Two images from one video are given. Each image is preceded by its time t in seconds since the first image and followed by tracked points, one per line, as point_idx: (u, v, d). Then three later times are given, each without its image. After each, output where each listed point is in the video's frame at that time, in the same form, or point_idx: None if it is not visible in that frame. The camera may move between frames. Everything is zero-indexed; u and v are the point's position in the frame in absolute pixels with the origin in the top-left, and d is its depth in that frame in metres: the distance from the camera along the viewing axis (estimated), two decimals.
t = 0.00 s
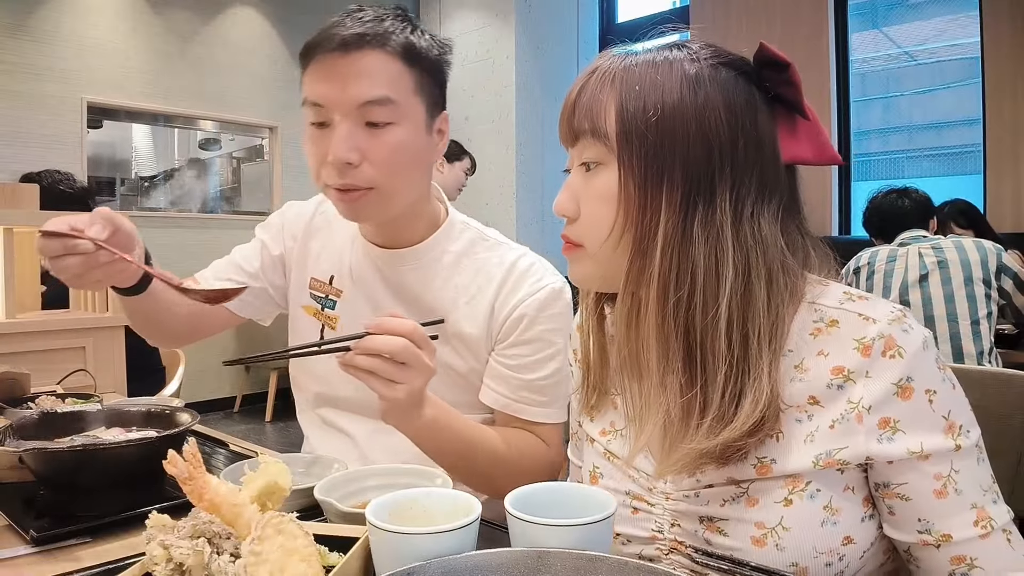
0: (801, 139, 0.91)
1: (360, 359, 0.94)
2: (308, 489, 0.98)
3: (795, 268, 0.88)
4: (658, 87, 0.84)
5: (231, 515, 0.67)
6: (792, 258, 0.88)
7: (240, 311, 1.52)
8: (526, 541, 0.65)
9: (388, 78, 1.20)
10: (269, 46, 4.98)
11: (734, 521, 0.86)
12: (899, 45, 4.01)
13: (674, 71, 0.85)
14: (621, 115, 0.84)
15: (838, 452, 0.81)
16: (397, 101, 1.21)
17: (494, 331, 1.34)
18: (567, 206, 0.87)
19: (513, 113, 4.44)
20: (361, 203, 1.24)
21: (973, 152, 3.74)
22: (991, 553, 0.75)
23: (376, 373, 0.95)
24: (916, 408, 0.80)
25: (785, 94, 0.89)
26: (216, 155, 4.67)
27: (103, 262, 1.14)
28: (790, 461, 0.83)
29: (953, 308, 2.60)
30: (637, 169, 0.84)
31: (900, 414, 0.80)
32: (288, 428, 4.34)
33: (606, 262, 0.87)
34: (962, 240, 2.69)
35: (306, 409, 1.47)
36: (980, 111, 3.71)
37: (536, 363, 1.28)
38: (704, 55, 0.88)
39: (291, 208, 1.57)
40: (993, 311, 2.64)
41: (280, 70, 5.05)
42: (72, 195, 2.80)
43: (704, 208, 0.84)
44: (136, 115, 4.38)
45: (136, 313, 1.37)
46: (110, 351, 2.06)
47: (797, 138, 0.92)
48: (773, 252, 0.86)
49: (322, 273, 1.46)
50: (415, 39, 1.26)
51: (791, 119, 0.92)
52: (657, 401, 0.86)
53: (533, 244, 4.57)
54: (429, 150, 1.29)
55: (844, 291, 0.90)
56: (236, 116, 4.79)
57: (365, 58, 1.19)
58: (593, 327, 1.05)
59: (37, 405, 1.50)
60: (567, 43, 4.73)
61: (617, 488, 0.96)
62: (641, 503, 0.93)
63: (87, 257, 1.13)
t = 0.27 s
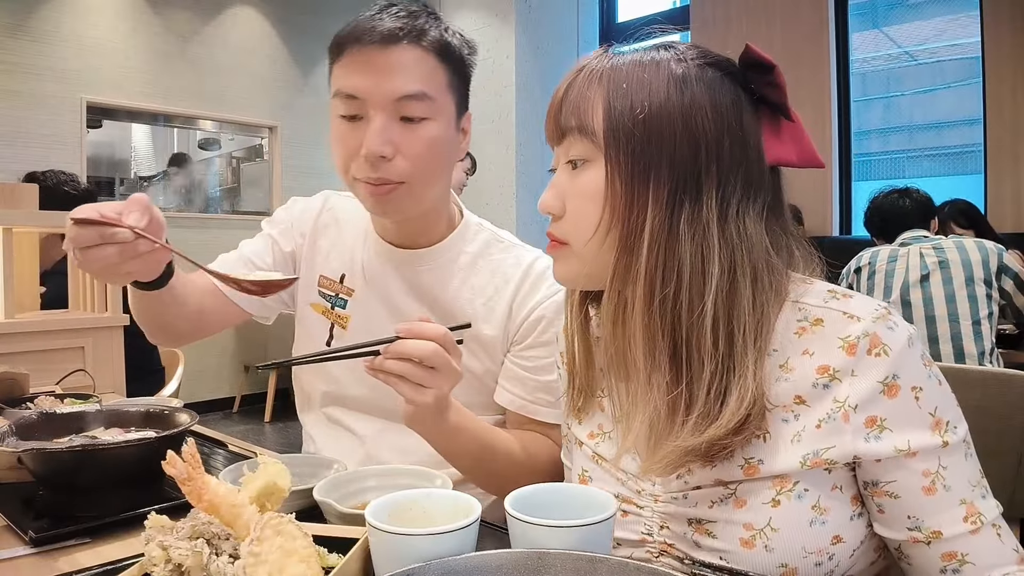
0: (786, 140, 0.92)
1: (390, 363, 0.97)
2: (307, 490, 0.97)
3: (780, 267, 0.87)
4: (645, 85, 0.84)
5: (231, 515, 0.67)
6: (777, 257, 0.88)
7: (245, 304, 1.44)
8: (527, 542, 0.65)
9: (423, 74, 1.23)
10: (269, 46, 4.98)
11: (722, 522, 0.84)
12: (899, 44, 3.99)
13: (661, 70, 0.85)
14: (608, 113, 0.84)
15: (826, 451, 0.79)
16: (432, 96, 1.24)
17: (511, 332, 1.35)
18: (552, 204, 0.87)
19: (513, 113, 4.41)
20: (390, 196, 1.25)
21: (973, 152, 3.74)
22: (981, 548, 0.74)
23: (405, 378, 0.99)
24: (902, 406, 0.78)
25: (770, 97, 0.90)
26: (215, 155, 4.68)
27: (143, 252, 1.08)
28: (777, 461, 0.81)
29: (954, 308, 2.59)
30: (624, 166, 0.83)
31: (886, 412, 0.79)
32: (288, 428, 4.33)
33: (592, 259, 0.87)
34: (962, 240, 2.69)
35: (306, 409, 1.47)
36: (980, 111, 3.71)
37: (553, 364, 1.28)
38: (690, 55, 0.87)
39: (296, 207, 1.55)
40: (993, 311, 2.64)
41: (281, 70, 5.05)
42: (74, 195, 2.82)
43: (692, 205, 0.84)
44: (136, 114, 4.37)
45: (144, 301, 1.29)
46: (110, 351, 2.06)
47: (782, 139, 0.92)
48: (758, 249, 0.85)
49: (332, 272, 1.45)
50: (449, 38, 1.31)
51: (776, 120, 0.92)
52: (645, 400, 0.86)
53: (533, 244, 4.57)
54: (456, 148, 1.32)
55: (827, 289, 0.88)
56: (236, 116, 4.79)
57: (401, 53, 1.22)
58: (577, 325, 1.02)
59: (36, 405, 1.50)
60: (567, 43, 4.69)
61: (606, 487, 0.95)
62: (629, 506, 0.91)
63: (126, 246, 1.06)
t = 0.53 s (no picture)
0: (770, 143, 0.92)
1: (414, 365, 1.00)
2: (307, 490, 0.97)
3: (766, 266, 0.87)
4: (635, 85, 0.83)
5: (231, 515, 0.67)
6: (764, 257, 0.87)
7: (259, 302, 1.39)
8: (526, 542, 0.65)
9: (457, 70, 1.25)
10: (270, 46, 4.98)
11: (711, 524, 0.83)
12: (899, 44, 3.98)
13: (650, 71, 0.84)
14: (597, 111, 0.83)
15: (814, 452, 0.79)
16: (465, 93, 1.26)
17: (529, 333, 1.40)
18: (540, 203, 0.86)
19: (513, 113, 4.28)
20: (423, 192, 1.26)
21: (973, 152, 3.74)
22: (971, 544, 0.74)
23: (429, 379, 1.02)
24: (890, 405, 0.78)
25: (756, 100, 0.90)
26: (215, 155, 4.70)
27: (199, 245, 0.97)
28: (766, 462, 0.80)
29: (954, 308, 2.59)
30: (612, 165, 0.82)
31: (875, 411, 0.78)
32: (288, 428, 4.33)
33: (580, 260, 0.85)
34: (962, 240, 2.69)
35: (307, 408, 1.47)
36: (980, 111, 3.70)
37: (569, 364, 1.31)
38: (677, 57, 0.87)
39: (304, 203, 1.51)
40: (993, 311, 2.64)
41: (281, 70, 5.05)
42: (84, 197, 2.82)
43: (681, 204, 0.83)
44: (136, 114, 4.37)
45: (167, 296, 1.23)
46: (110, 352, 2.06)
47: (766, 142, 0.92)
48: (746, 248, 0.85)
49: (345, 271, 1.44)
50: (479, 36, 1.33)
51: (760, 122, 0.92)
52: (634, 402, 0.84)
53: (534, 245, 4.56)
54: (482, 147, 1.35)
55: (813, 289, 0.88)
56: (236, 116, 4.80)
57: (434, 49, 1.23)
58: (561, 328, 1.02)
59: (36, 405, 1.50)
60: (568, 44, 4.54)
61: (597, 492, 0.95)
62: (620, 509, 0.90)
63: (180, 240, 0.96)
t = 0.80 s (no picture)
0: (758, 144, 0.91)
1: (423, 372, 1.01)
2: (306, 489, 0.97)
3: (760, 265, 0.87)
4: (629, 85, 0.83)
5: (231, 515, 0.67)
6: (759, 257, 0.87)
7: (270, 300, 1.38)
8: (526, 542, 0.65)
9: (478, 70, 1.25)
10: (269, 46, 4.98)
11: (708, 528, 0.83)
12: (899, 44, 3.97)
13: (644, 72, 0.84)
14: (592, 110, 0.83)
15: (810, 454, 0.78)
16: (487, 92, 1.26)
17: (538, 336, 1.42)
18: (534, 205, 0.86)
19: (513, 113, 4.34)
20: (444, 194, 1.27)
21: (974, 152, 3.73)
22: (970, 542, 0.74)
23: (438, 387, 1.02)
24: (885, 405, 0.78)
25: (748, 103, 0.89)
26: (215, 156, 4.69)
27: (249, 246, 0.95)
28: (761, 465, 0.80)
29: (954, 308, 2.59)
30: (608, 166, 0.82)
31: (870, 412, 0.78)
32: (288, 428, 4.33)
33: (576, 262, 0.85)
34: (963, 240, 2.69)
35: (307, 408, 1.47)
36: (981, 111, 3.70)
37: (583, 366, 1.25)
38: (670, 57, 0.87)
39: (310, 202, 1.50)
40: (994, 312, 2.64)
41: (281, 70, 5.04)
42: (84, 197, 2.81)
43: (678, 204, 0.83)
44: (135, 114, 4.38)
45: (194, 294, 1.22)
46: (109, 351, 2.06)
47: (756, 144, 0.91)
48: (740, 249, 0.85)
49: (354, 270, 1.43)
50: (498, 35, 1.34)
51: (750, 126, 0.91)
52: (632, 406, 0.84)
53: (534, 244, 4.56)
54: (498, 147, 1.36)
55: (806, 289, 0.88)
56: (235, 116, 4.80)
57: (456, 49, 1.23)
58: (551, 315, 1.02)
59: (36, 405, 1.50)
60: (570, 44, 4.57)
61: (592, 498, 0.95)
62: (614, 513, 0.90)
63: (231, 239, 0.94)
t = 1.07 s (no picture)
0: (745, 146, 0.94)
1: (428, 375, 1.01)
2: (307, 489, 0.97)
3: (751, 266, 0.86)
4: (620, 88, 0.83)
5: (231, 516, 0.67)
6: (750, 258, 0.88)
7: (278, 300, 1.38)
8: (526, 542, 0.65)
9: (485, 72, 1.25)
10: (269, 46, 4.98)
11: (702, 533, 0.83)
12: (899, 44, 3.97)
13: (634, 74, 0.84)
14: (583, 113, 0.83)
15: (805, 458, 0.78)
16: (494, 94, 1.25)
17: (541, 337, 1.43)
18: (524, 210, 0.85)
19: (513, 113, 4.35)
20: (451, 196, 1.27)
21: (974, 152, 3.73)
22: (968, 541, 0.74)
23: (442, 391, 1.03)
24: (880, 406, 0.77)
25: (733, 102, 0.91)
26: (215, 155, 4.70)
27: (282, 249, 0.96)
28: (756, 469, 0.80)
29: (954, 308, 2.59)
30: (600, 168, 0.82)
31: (865, 413, 0.77)
32: (288, 428, 4.33)
33: (567, 266, 0.85)
34: (963, 241, 2.69)
35: (307, 408, 1.47)
36: (981, 111, 3.70)
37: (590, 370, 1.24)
38: (658, 59, 0.87)
39: (313, 200, 1.50)
40: (995, 312, 2.64)
41: (281, 70, 5.05)
42: (77, 197, 2.81)
43: (671, 206, 0.83)
44: (135, 114, 4.38)
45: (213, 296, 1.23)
46: (109, 351, 2.06)
47: (741, 145, 0.94)
48: (733, 250, 0.84)
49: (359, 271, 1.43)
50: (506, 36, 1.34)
51: (735, 125, 0.94)
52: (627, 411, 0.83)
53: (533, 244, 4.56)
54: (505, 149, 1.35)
55: (798, 289, 0.87)
56: (235, 116, 4.80)
57: (463, 51, 1.23)
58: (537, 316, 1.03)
59: (36, 405, 1.50)
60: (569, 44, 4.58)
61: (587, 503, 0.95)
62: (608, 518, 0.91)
63: (264, 242, 0.95)
